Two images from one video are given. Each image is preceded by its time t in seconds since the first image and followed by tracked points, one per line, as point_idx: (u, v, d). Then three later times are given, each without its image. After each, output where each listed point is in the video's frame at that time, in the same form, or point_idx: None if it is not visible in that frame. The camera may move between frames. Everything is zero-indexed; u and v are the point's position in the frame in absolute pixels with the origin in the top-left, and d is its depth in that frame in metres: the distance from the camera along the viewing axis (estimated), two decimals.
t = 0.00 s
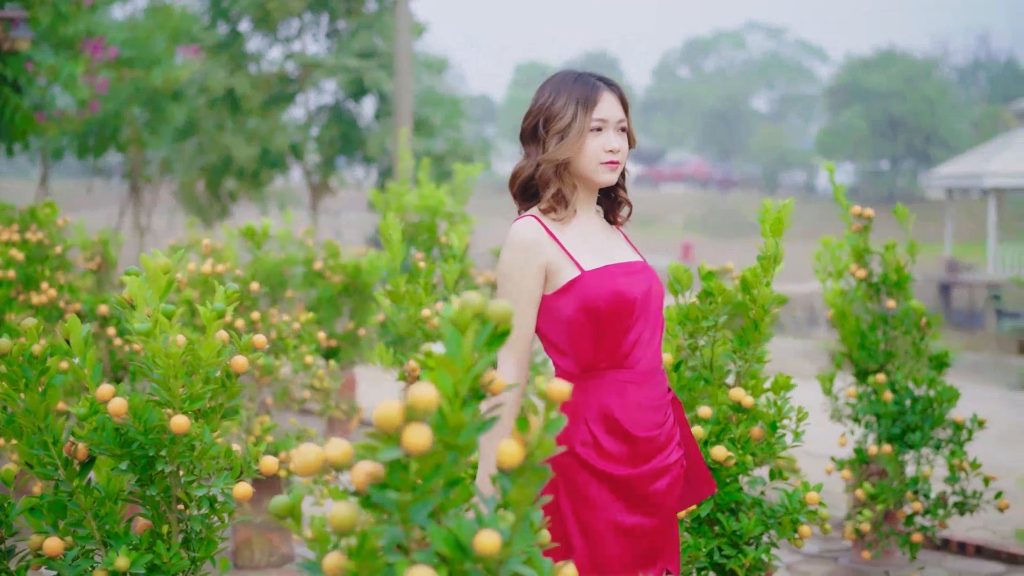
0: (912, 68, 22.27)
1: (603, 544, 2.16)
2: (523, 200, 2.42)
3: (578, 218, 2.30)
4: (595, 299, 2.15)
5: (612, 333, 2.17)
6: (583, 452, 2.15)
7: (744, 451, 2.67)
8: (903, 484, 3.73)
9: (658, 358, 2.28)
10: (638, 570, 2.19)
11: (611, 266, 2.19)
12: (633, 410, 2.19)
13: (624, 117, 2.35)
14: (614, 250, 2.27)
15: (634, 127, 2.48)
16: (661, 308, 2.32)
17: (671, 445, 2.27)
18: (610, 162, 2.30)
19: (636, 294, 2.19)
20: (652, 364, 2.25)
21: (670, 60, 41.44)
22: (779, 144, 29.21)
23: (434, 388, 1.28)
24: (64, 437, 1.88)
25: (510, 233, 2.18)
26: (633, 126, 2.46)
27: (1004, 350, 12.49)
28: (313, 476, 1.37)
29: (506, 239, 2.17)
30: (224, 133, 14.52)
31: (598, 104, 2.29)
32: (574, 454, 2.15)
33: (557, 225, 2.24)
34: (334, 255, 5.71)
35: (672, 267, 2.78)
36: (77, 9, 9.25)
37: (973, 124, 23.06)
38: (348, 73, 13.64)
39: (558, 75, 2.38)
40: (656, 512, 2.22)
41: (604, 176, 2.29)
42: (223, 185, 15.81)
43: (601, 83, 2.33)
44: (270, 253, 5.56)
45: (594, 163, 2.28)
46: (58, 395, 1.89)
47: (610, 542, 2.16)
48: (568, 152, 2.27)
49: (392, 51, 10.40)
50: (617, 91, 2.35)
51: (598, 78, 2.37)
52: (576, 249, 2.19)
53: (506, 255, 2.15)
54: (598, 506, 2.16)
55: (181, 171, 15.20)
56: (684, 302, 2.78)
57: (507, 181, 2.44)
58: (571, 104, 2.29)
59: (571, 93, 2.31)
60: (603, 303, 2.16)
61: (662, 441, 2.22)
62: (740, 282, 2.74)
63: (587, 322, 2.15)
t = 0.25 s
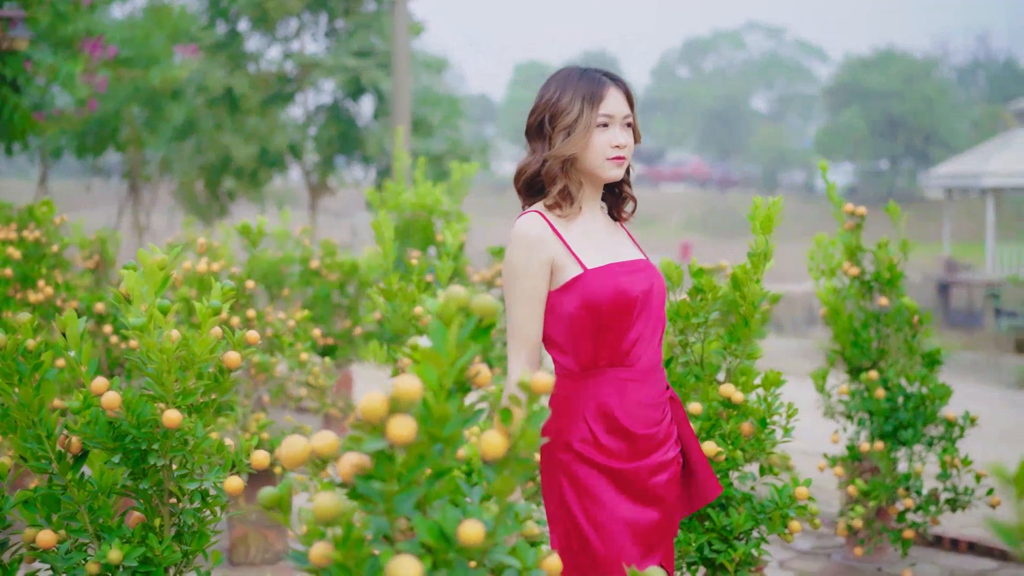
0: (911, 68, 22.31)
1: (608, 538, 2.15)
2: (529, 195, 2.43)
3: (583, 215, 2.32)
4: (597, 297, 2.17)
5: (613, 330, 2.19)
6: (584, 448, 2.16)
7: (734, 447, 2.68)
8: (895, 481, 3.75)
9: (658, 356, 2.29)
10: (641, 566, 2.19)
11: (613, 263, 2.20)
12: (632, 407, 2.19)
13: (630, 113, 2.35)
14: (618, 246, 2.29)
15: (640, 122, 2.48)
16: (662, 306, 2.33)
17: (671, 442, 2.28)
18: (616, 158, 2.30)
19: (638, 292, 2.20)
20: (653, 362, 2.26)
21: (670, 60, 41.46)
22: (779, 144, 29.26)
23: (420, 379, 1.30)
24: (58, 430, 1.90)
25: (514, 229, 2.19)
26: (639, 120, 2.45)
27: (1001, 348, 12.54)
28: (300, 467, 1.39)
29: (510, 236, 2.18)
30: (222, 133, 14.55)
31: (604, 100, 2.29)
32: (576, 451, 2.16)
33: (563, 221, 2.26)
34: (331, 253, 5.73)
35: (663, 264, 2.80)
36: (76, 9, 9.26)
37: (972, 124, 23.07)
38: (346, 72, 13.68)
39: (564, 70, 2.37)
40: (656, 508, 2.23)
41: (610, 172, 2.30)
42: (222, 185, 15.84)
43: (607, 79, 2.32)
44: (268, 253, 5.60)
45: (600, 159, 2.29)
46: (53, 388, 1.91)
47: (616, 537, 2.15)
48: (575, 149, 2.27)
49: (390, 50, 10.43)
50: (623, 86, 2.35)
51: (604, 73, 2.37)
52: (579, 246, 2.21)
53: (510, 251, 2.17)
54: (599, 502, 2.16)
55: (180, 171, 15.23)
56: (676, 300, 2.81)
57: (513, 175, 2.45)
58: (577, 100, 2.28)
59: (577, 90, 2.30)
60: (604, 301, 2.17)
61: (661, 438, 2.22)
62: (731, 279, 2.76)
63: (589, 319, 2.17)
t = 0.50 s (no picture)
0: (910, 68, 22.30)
1: (615, 526, 2.15)
2: (531, 189, 2.40)
3: (587, 209, 2.31)
4: (600, 292, 2.17)
5: (616, 324, 2.19)
6: (583, 439, 2.17)
7: (725, 443, 2.69)
8: (888, 478, 3.76)
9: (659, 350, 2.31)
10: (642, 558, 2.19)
11: (617, 258, 2.20)
12: (632, 401, 2.21)
13: (635, 108, 2.31)
14: (621, 241, 2.29)
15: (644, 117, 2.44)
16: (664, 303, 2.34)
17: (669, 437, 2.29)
18: (620, 153, 2.27)
19: (641, 287, 2.21)
20: (653, 357, 2.27)
21: (670, 60, 41.45)
22: (779, 145, 29.35)
23: (404, 373, 1.32)
24: (50, 425, 1.91)
25: (517, 223, 2.19)
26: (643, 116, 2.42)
27: (998, 347, 12.57)
28: (289, 461, 1.40)
29: (513, 232, 2.18)
30: (221, 133, 14.58)
31: (608, 95, 2.26)
32: (576, 440, 2.17)
33: (567, 216, 2.25)
34: (327, 252, 5.74)
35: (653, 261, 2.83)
36: (76, 9, 9.26)
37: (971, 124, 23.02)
38: (344, 71, 13.72)
39: (568, 64, 2.34)
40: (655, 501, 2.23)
41: (615, 167, 2.27)
42: (221, 185, 15.86)
43: (611, 74, 2.29)
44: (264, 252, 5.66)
45: (605, 154, 2.26)
46: (45, 385, 1.93)
47: (621, 527, 2.14)
48: (578, 144, 2.24)
49: (388, 50, 10.50)
50: (627, 82, 2.31)
51: (609, 68, 2.33)
52: (583, 241, 2.21)
53: (515, 246, 2.16)
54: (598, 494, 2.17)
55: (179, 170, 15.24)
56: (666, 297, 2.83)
57: (515, 168, 2.42)
58: (582, 95, 2.25)
59: (582, 85, 2.27)
60: (608, 295, 2.18)
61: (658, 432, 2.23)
62: (721, 277, 2.78)
63: (592, 313, 2.17)
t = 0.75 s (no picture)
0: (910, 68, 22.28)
1: (619, 525, 1.99)
2: (530, 186, 2.23)
3: (589, 207, 2.13)
4: (605, 288, 2.00)
5: (621, 321, 2.03)
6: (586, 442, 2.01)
7: (715, 440, 2.71)
8: (879, 475, 3.77)
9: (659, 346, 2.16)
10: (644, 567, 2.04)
11: (622, 253, 2.04)
12: (633, 397, 2.06)
13: (637, 103, 2.16)
14: (624, 235, 2.13)
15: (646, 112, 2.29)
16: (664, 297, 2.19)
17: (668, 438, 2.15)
18: (623, 149, 2.11)
19: (647, 282, 2.05)
20: (654, 354, 2.12)
21: (670, 60, 41.43)
22: (778, 144, 29.35)
23: (389, 368, 1.35)
24: (42, 422, 1.92)
25: (519, 218, 2.01)
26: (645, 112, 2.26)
27: (995, 347, 12.57)
28: (274, 455, 1.42)
29: (515, 226, 2.00)
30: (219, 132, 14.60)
31: (612, 90, 2.10)
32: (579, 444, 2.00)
33: (570, 213, 2.08)
34: (324, 252, 5.75)
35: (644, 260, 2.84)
36: (74, 9, 9.27)
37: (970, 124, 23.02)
38: (343, 71, 13.74)
39: (566, 59, 2.18)
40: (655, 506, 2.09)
41: (617, 164, 2.11)
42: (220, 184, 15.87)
43: (614, 69, 2.13)
44: (261, 251, 5.64)
45: (606, 150, 2.10)
46: (37, 381, 1.94)
47: (623, 526, 2.00)
48: (580, 140, 2.08)
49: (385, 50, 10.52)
50: (630, 77, 2.16)
51: (610, 62, 2.18)
52: (586, 236, 2.04)
53: (517, 242, 1.99)
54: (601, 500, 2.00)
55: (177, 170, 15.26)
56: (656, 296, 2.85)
57: (515, 164, 2.24)
58: (585, 91, 2.09)
59: (584, 79, 2.11)
60: (614, 291, 2.01)
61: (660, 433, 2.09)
62: (712, 275, 2.80)
63: (597, 310, 2.00)
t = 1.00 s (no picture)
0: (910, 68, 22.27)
1: (618, 524, 2.00)
2: (532, 183, 2.25)
3: (592, 204, 2.15)
4: (611, 286, 2.02)
5: (626, 318, 2.04)
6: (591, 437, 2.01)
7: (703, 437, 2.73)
8: (871, 473, 3.78)
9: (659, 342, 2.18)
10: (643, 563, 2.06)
11: (626, 251, 2.05)
12: (633, 395, 2.08)
13: (637, 100, 2.17)
14: (626, 233, 2.14)
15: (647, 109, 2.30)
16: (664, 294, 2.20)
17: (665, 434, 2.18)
18: (623, 147, 2.12)
19: (650, 280, 2.07)
20: (655, 351, 2.14)
21: (670, 60, 41.41)
22: (778, 144, 29.33)
23: (368, 364, 1.35)
24: (33, 419, 1.94)
25: (525, 215, 2.02)
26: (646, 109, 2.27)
27: (992, 347, 12.54)
28: (258, 450, 1.43)
29: (522, 223, 2.01)
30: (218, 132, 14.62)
31: (612, 87, 2.11)
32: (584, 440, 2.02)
33: (574, 210, 2.09)
34: (320, 251, 5.77)
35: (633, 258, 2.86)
36: (72, 9, 9.29)
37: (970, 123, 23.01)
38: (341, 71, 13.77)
39: (567, 56, 2.20)
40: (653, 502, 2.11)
41: (617, 161, 2.12)
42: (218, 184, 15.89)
43: (614, 66, 2.14)
44: (257, 250, 5.67)
45: (606, 148, 2.11)
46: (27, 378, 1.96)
47: (621, 525, 2.00)
48: (581, 137, 2.10)
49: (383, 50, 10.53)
50: (630, 74, 2.17)
51: (610, 59, 2.19)
52: (591, 233, 2.05)
53: (523, 238, 2.00)
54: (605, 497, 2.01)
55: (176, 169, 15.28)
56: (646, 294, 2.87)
57: (516, 161, 2.26)
58: (585, 88, 2.10)
59: (584, 77, 2.12)
60: (618, 289, 2.02)
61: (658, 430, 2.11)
62: (701, 273, 2.82)
63: (602, 308, 2.02)
